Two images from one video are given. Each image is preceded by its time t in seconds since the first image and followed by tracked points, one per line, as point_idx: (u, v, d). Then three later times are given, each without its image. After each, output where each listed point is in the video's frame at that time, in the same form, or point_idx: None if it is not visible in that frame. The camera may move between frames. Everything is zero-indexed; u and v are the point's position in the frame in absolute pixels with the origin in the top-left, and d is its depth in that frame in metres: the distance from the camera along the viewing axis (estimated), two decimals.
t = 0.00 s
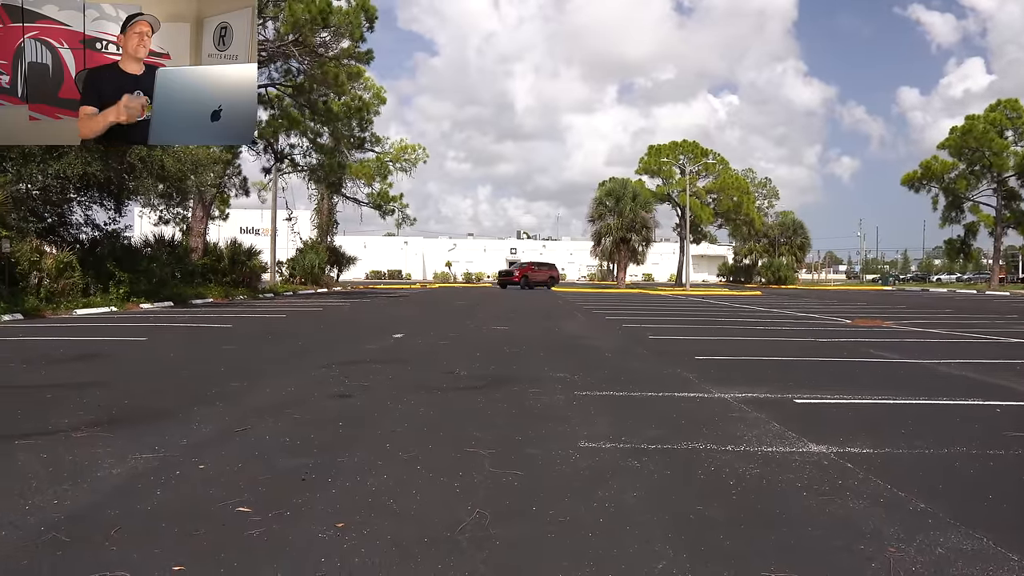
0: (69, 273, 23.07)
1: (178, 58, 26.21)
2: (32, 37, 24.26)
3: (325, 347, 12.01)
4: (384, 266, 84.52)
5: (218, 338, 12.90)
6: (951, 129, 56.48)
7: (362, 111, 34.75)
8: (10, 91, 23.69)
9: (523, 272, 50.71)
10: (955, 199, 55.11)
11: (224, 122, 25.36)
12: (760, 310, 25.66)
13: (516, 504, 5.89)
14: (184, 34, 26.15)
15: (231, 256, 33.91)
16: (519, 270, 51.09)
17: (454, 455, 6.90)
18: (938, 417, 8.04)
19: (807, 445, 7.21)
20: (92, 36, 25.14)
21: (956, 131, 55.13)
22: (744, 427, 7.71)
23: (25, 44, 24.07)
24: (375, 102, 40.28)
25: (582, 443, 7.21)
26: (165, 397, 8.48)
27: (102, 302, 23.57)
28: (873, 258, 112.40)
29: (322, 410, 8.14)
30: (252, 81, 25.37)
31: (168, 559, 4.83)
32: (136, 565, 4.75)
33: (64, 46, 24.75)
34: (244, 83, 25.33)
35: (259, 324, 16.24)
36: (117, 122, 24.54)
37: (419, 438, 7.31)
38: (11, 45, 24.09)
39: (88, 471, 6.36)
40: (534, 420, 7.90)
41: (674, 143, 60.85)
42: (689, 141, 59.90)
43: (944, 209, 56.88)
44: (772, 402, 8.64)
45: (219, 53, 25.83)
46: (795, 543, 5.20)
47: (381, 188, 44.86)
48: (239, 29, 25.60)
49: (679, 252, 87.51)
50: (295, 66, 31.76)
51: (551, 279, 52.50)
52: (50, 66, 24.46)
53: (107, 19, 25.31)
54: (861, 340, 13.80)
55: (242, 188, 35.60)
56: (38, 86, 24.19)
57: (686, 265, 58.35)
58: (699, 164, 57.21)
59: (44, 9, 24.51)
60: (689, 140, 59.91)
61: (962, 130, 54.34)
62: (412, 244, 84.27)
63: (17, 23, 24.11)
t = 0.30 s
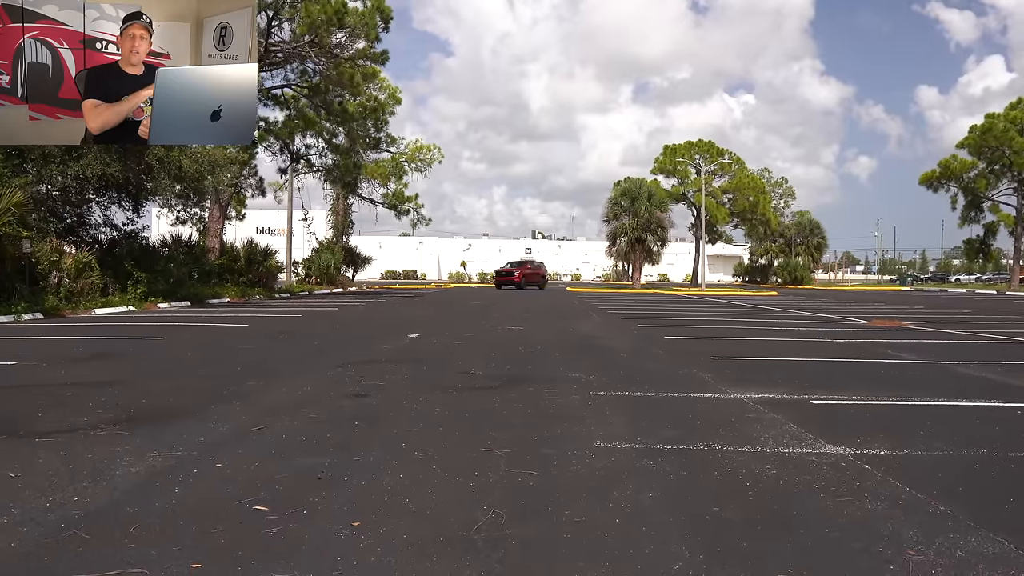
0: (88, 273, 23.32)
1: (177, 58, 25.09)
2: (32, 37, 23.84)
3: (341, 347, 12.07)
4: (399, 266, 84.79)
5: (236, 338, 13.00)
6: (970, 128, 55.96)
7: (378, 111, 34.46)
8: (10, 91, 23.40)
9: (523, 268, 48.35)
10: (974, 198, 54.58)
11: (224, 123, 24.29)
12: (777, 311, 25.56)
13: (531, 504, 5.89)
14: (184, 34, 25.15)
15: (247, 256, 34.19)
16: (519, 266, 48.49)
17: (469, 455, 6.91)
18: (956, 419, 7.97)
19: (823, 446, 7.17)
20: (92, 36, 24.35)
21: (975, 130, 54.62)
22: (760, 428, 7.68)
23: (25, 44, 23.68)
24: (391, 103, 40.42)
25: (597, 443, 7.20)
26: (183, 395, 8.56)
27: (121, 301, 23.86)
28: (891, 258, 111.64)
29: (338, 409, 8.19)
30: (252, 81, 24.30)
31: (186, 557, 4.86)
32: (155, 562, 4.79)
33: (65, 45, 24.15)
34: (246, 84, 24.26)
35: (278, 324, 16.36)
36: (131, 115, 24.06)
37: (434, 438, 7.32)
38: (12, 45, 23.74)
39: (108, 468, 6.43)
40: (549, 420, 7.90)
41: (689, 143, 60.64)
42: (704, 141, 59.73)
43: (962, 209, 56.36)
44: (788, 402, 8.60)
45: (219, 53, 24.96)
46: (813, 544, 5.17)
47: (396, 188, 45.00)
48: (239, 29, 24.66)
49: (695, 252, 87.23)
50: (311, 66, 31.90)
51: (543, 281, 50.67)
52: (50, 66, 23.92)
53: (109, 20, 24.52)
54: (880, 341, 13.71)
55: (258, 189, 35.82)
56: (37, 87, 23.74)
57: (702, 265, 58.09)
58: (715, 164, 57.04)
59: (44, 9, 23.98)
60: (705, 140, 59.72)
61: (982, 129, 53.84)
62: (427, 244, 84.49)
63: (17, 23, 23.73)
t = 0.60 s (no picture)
0: (106, 272, 23.56)
1: (178, 58, 25.34)
2: (33, 37, 23.89)
3: (357, 346, 12.14)
4: (414, 266, 85.04)
5: (252, 337, 13.12)
6: (990, 127, 55.33)
7: (393, 112, 34.56)
8: (10, 91, 23.42)
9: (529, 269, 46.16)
10: (995, 198, 53.96)
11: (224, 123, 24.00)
12: (795, 311, 25.39)
13: (547, 504, 5.89)
14: (184, 35, 25.41)
15: (263, 256, 34.41)
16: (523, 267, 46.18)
17: (485, 455, 6.93)
18: (977, 421, 7.89)
19: (841, 448, 7.12)
20: (93, 36, 24.43)
21: (995, 128, 54.05)
22: (777, 429, 7.63)
23: (25, 44, 23.72)
24: (406, 103, 40.57)
25: (613, 444, 7.19)
26: (201, 394, 8.63)
27: (139, 301, 24.08)
28: (909, 258, 110.70)
29: (353, 408, 8.23)
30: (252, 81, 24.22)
31: (204, 555, 4.90)
32: (173, 560, 4.83)
33: (64, 46, 24.21)
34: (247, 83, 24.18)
35: (294, 323, 16.46)
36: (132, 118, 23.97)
37: (450, 438, 7.33)
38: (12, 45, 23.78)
39: (126, 466, 6.51)
40: (564, 420, 7.90)
41: (705, 143, 60.34)
42: (721, 140, 59.40)
43: (983, 208, 55.70)
44: (805, 404, 8.55)
45: (219, 52, 25.24)
46: (830, 547, 5.13)
47: (411, 189, 45.13)
48: (239, 28, 25.01)
49: (710, 252, 86.91)
50: (326, 66, 32.22)
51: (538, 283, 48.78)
52: (50, 66, 23.97)
53: (109, 20, 24.64)
54: (900, 342, 13.59)
55: (275, 189, 35.99)
56: (37, 86, 23.76)
57: (718, 266, 57.83)
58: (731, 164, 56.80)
59: (44, 9, 24.09)
60: (721, 140, 59.39)
61: (1002, 128, 53.27)
62: (442, 244, 84.64)
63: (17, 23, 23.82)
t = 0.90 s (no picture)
0: (120, 272, 23.74)
1: (177, 58, 25.06)
2: (33, 37, 23.58)
3: (368, 346, 12.17)
4: (425, 266, 85.19)
5: (264, 336, 13.19)
6: (1005, 127, 54.93)
7: (404, 112, 34.58)
8: (10, 91, 23.10)
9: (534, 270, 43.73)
10: (1009, 198, 53.58)
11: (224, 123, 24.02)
12: (807, 312, 25.28)
13: (558, 504, 5.90)
14: (184, 34, 25.16)
15: (275, 256, 34.58)
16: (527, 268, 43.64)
17: (495, 455, 6.93)
18: (990, 422, 7.86)
19: (853, 448, 7.09)
20: (92, 36, 24.14)
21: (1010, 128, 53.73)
22: (789, 430, 7.61)
23: (25, 44, 23.41)
24: (417, 104, 40.68)
25: (623, 444, 7.19)
26: (213, 394, 8.67)
27: (151, 301, 24.27)
28: (922, 258, 110.13)
29: (364, 407, 8.26)
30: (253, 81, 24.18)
31: (216, 553, 4.93)
32: (186, 558, 4.86)
33: (65, 46, 23.89)
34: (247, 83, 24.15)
35: (306, 322, 16.50)
36: (131, 118, 23.95)
37: (461, 439, 7.34)
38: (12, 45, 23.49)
39: (139, 465, 6.55)
40: (574, 420, 7.90)
41: (716, 143, 60.18)
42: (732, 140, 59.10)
43: (996, 208, 55.33)
44: (817, 405, 8.51)
45: (218, 53, 25.17)
46: (843, 549, 5.11)
47: (422, 189, 45.22)
48: (240, 28, 25.02)
49: (721, 253, 86.72)
50: (338, 68, 32.29)
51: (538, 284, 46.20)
52: (51, 66, 23.68)
53: (110, 19, 24.36)
54: (913, 343, 13.51)
55: (286, 189, 36.07)
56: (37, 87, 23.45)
57: (729, 267, 57.66)
58: (742, 164, 56.67)
59: (44, 9, 23.76)
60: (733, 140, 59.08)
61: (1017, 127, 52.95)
62: (452, 244, 84.72)
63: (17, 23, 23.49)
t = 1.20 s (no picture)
0: (133, 272, 23.92)
1: (178, 57, 25.11)
2: (33, 37, 23.57)
3: (379, 346, 12.24)
4: (435, 266, 85.35)
5: (276, 336, 13.28)
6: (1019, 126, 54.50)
7: (415, 113, 34.61)
8: (10, 91, 23.09)
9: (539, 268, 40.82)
10: None
11: (224, 123, 23.90)
12: (820, 312, 25.15)
13: (570, 504, 5.91)
14: (184, 34, 25.24)
15: (286, 256, 34.72)
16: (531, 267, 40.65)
17: (506, 455, 6.95)
18: (1005, 423, 7.81)
19: (866, 450, 7.08)
20: (93, 36, 24.24)
21: None
22: (801, 431, 7.59)
23: (24, 44, 23.40)
24: (428, 104, 40.78)
25: (635, 444, 7.19)
26: (226, 393, 8.73)
27: (164, 301, 24.42)
28: (935, 258, 109.53)
29: (376, 407, 8.30)
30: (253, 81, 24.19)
31: (230, 552, 4.96)
32: (201, 556, 4.89)
33: (65, 46, 23.91)
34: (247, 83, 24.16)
35: (319, 323, 16.59)
36: (131, 118, 23.85)
37: (472, 439, 7.36)
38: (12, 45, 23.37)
39: (154, 463, 6.59)
40: (586, 421, 7.90)
41: (727, 143, 60.11)
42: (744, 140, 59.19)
43: (1011, 208, 54.88)
44: (830, 406, 8.49)
45: (218, 53, 25.27)
46: (856, 550, 5.09)
47: (433, 189, 45.31)
48: (240, 29, 25.23)
49: (732, 253, 86.49)
50: (349, 68, 32.29)
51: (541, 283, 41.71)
52: (51, 66, 23.69)
53: (110, 20, 24.46)
54: (929, 344, 13.43)
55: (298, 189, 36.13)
56: (36, 87, 23.38)
57: (740, 267, 57.54)
58: (753, 164, 56.56)
59: (44, 9, 23.79)
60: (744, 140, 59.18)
61: None
62: (463, 244, 84.84)
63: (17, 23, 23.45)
